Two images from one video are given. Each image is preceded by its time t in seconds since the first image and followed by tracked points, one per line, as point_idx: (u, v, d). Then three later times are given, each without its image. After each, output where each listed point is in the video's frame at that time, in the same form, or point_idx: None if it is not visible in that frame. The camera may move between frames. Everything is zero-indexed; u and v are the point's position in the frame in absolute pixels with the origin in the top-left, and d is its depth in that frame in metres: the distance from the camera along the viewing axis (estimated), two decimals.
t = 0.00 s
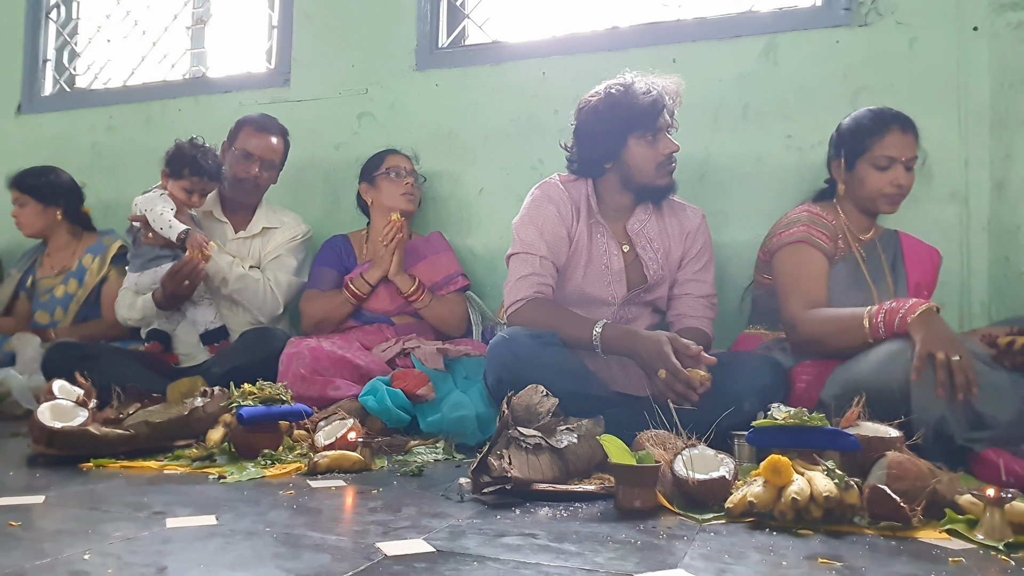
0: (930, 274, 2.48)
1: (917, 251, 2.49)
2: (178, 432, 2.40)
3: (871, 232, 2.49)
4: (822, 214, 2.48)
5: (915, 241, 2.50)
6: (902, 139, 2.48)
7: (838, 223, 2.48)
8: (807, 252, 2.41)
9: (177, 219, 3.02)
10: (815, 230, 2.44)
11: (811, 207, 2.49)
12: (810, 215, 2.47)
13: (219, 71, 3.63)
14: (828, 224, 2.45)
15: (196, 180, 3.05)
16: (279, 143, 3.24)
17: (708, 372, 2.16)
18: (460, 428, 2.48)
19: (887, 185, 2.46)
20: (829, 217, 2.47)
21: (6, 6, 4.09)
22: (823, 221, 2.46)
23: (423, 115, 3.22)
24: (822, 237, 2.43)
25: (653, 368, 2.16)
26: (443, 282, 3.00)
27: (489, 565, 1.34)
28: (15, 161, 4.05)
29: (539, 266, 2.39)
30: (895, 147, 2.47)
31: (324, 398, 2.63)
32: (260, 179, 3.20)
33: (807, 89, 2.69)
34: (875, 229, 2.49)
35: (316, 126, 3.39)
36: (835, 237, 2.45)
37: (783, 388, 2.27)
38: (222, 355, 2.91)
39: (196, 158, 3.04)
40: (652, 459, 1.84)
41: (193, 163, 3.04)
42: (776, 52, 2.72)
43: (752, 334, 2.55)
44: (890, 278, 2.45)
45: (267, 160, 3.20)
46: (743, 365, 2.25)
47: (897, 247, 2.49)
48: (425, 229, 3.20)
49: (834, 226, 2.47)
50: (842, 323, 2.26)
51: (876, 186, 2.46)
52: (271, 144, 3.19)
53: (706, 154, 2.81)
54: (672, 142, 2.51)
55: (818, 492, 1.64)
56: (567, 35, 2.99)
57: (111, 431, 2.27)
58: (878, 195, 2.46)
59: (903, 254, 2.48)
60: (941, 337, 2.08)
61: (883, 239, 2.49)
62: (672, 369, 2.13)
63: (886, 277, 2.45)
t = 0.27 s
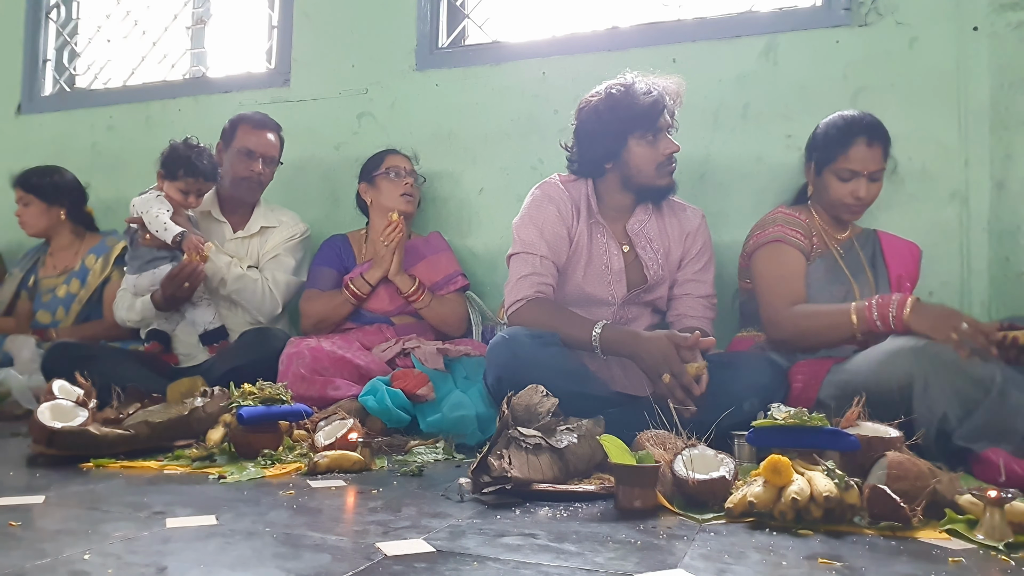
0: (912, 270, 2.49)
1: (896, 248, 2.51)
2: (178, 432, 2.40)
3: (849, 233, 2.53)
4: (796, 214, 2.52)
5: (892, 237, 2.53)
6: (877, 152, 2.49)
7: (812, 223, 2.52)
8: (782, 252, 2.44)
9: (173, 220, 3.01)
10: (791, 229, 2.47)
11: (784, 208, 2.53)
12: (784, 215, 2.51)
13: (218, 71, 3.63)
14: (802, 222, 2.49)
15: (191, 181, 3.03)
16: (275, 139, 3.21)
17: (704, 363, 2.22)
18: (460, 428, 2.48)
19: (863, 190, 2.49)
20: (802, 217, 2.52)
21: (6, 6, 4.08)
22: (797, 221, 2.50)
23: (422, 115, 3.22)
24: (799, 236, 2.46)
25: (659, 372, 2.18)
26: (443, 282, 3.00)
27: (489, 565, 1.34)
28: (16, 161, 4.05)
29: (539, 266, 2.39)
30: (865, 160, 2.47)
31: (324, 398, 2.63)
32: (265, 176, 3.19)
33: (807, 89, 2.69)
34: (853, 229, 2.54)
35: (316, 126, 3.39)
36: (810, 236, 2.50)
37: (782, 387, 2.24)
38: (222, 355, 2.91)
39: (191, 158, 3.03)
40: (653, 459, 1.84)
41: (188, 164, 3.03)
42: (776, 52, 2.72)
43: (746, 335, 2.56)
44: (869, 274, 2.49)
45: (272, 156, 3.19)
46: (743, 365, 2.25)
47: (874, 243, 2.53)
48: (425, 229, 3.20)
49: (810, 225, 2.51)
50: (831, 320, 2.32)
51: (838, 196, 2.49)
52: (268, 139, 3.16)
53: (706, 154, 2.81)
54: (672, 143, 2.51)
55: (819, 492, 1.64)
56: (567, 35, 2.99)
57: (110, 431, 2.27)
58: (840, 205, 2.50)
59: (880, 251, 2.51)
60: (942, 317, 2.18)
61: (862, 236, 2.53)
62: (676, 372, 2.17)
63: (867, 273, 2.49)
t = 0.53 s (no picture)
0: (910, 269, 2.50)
1: (893, 247, 2.51)
2: (178, 432, 2.40)
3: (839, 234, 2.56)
4: (778, 216, 2.55)
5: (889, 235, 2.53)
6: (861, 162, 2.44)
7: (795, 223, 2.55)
8: (752, 251, 2.48)
9: (172, 220, 3.02)
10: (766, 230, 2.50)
11: (767, 209, 2.57)
12: (765, 216, 2.56)
13: (218, 71, 3.63)
14: (781, 223, 2.53)
15: (191, 181, 3.04)
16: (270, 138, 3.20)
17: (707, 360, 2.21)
18: (460, 428, 2.48)
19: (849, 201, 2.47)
20: (784, 218, 2.55)
21: (6, 6, 4.08)
22: (776, 223, 2.53)
23: (422, 115, 3.22)
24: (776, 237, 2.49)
25: (664, 371, 2.15)
26: (443, 282, 3.00)
27: (489, 565, 1.34)
28: (16, 161, 4.05)
29: (538, 266, 2.39)
30: (846, 171, 2.44)
31: (324, 398, 2.63)
32: (259, 176, 3.18)
33: (807, 89, 2.69)
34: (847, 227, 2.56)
35: (315, 126, 3.39)
36: (792, 237, 2.52)
37: (783, 387, 2.25)
38: (222, 355, 2.91)
39: (190, 159, 3.04)
40: (653, 459, 1.84)
41: (188, 164, 3.03)
42: (776, 52, 2.72)
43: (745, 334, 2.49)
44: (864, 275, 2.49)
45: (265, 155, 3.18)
46: (743, 365, 2.25)
47: (871, 241, 2.53)
48: (425, 229, 3.20)
49: (791, 226, 2.54)
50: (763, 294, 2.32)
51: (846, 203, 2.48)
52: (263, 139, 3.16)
53: (706, 154, 2.81)
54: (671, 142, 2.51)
55: (818, 492, 1.65)
56: (567, 35, 2.99)
57: (110, 431, 2.27)
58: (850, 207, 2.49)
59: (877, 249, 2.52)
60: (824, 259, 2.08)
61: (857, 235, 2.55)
62: (681, 371, 2.14)
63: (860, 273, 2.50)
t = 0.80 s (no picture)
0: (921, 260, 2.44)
1: (903, 235, 2.45)
2: (178, 432, 2.40)
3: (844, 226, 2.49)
4: (771, 216, 2.53)
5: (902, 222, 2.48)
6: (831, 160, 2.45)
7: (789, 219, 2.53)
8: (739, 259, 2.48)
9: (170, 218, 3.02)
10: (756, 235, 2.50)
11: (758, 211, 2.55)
12: (755, 218, 2.54)
13: (218, 71, 3.63)
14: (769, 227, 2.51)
15: (195, 180, 3.03)
16: (274, 142, 3.20)
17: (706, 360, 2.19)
18: (460, 428, 2.48)
19: (825, 202, 2.46)
20: (776, 219, 2.53)
21: (6, 6, 4.09)
22: (765, 227, 2.51)
23: (422, 115, 3.22)
24: (765, 243, 2.49)
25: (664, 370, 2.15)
26: (442, 281, 2.99)
27: (489, 565, 1.34)
28: (16, 161, 4.05)
29: (539, 266, 2.39)
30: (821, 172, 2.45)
31: (324, 398, 2.63)
32: (249, 178, 3.18)
33: (807, 89, 2.69)
34: (853, 216, 2.50)
35: (315, 126, 3.39)
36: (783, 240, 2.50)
37: (783, 386, 2.25)
38: (222, 355, 2.91)
39: (195, 158, 3.03)
40: (653, 459, 1.84)
41: (192, 163, 3.03)
42: (776, 52, 2.72)
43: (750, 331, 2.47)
44: (869, 268, 2.44)
45: (257, 159, 3.17)
46: (743, 364, 2.25)
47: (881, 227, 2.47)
48: (425, 229, 3.20)
49: (784, 227, 2.51)
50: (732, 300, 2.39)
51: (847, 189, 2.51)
52: (263, 142, 3.16)
53: (706, 154, 2.81)
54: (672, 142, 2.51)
55: (818, 492, 1.64)
56: (567, 35, 2.99)
57: (110, 431, 2.27)
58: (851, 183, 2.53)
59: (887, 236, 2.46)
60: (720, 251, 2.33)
61: (865, 222, 2.50)
62: (681, 370, 2.14)
63: (865, 266, 2.45)
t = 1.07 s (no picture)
0: (940, 242, 2.39)
1: (919, 217, 2.42)
2: (178, 432, 2.40)
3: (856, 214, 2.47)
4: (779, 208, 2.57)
5: (921, 200, 2.44)
6: (807, 170, 2.45)
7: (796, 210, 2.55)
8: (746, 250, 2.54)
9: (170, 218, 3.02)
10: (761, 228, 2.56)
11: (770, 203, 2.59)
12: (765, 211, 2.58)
13: (218, 71, 3.63)
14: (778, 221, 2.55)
15: (193, 180, 3.04)
16: (274, 143, 3.20)
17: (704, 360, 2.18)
18: (460, 428, 2.48)
19: (812, 209, 2.46)
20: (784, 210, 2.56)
21: (6, 6, 4.09)
22: (773, 220, 2.55)
23: (423, 115, 3.22)
24: (769, 237, 2.53)
25: (660, 370, 2.14)
26: (441, 281, 2.99)
27: (489, 565, 1.34)
28: (16, 161, 4.05)
29: (539, 266, 2.39)
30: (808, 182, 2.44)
31: (324, 398, 2.63)
32: (252, 180, 3.18)
33: (807, 89, 2.69)
34: (865, 203, 2.48)
35: (315, 126, 3.39)
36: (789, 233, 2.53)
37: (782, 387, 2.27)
38: (222, 355, 2.91)
39: (195, 158, 3.04)
40: (652, 459, 1.84)
41: (192, 163, 3.03)
42: (776, 52, 2.72)
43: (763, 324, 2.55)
44: (878, 257, 2.42)
45: (260, 160, 3.17)
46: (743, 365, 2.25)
47: (897, 207, 2.45)
48: (425, 229, 3.20)
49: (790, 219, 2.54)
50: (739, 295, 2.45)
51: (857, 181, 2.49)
52: (266, 144, 3.17)
53: (706, 154, 2.81)
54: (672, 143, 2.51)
55: (819, 492, 1.64)
56: (567, 35, 2.99)
57: (110, 431, 2.27)
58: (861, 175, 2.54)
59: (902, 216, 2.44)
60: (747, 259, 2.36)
61: (878, 207, 2.47)
62: (678, 368, 2.13)
63: (873, 255, 2.42)
